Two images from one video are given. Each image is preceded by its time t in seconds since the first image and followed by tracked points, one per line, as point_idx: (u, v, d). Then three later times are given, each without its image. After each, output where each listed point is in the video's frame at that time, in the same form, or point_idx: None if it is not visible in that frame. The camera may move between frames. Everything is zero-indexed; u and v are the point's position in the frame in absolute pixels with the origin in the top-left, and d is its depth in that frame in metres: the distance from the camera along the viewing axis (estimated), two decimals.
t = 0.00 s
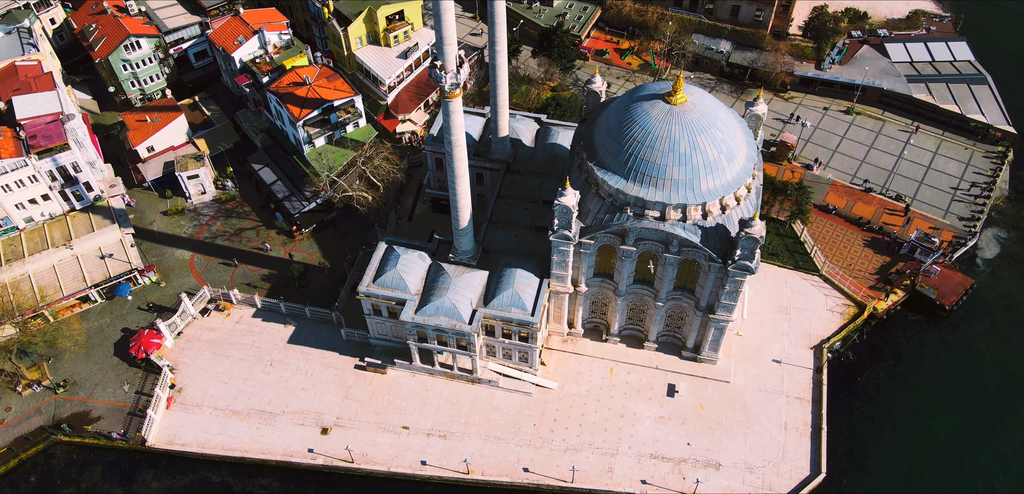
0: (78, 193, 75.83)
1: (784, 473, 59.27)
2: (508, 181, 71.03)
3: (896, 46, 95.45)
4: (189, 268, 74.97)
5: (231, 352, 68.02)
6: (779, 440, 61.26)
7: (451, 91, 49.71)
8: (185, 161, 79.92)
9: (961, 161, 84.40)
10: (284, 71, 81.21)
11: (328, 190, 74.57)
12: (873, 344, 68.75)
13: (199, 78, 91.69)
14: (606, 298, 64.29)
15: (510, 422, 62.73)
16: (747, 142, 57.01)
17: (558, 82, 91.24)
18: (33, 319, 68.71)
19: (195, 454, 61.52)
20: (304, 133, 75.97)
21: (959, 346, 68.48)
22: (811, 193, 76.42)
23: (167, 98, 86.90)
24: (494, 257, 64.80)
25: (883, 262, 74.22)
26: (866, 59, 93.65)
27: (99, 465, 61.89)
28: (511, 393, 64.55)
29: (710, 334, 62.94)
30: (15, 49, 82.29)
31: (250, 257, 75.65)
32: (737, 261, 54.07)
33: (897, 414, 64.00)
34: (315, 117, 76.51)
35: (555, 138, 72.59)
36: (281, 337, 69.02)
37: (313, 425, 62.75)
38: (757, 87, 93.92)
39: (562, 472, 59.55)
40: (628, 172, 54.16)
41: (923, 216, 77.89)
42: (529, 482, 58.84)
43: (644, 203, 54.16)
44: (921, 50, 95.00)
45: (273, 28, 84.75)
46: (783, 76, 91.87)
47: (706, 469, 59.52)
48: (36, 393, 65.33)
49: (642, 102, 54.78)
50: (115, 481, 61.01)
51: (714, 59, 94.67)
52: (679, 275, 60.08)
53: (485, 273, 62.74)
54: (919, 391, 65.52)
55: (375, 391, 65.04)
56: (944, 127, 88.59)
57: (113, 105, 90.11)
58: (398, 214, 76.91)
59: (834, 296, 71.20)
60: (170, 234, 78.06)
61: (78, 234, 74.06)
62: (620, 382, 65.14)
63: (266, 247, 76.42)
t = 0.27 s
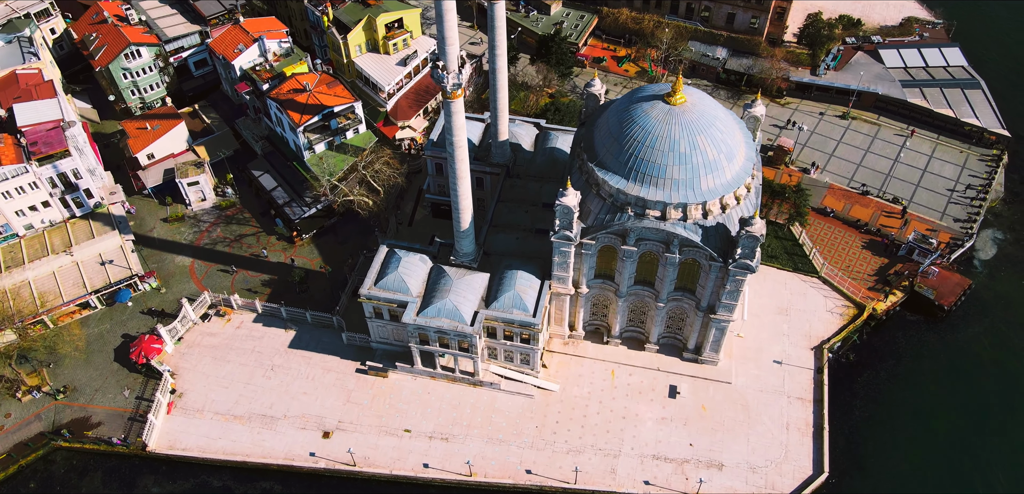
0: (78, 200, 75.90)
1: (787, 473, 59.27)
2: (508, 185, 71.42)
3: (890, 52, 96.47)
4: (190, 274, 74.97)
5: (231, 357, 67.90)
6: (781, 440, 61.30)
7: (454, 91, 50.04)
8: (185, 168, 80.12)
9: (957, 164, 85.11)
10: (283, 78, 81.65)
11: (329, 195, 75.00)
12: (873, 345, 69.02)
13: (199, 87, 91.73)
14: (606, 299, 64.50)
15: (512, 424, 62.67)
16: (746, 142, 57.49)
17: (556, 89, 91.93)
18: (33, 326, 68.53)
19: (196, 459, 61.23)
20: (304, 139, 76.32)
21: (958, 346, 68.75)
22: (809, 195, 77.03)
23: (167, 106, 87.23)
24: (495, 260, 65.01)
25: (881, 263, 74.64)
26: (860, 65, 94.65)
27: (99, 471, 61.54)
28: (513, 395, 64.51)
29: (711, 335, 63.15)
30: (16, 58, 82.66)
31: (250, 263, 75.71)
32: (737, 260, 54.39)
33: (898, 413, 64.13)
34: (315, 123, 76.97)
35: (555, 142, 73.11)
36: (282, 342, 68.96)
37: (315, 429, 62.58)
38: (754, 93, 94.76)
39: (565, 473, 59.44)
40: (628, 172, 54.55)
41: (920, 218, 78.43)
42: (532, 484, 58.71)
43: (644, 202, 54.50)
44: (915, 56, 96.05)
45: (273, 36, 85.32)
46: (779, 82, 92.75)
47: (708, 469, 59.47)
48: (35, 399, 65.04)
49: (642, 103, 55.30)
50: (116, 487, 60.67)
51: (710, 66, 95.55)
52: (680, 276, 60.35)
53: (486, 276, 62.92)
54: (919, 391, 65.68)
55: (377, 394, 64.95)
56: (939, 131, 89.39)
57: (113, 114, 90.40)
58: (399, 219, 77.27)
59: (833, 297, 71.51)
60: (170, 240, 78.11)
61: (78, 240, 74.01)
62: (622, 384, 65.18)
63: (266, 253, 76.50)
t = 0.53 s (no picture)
0: (79, 207, 75.98)
1: (789, 473, 59.31)
2: (508, 189, 71.80)
3: (884, 58, 97.50)
4: (190, 280, 75.00)
5: (232, 362, 67.81)
6: (783, 440, 61.37)
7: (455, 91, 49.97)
8: (186, 175, 80.34)
9: (952, 167, 85.83)
10: (284, 85, 82.11)
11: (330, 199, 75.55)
12: (873, 345, 69.30)
13: (199, 95, 92.25)
14: (607, 301, 64.75)
15: (514, 426, 62.64)
16: (745, 142, 58.02)
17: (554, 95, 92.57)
18: (33, 332, 68.39)
19: (197, 463, 60.98)
20: (305, 145, 76.72)
21: (958, 347, 69.03)
22: (807, 201, 78.25)
23: (167, 114, 87.58)
24: (496, 262, 65.23)
25: (879, 265, 75.05)
26: (855, 71, 95.65)
27: (100, 476, 61.25)
28: (515, 397, 64.50)
29: (711, 336, 63.39)
30: (17, 66, 83.15)
31: (250, 268, 75.79)
32: (738, 259, 54.72)
33: (899, 413, 64.28)
34: (316, 129, 77.36)
35: (554, 146, 73.57)
36: (283, 346, 68.92)
37: (317, 433, 62.45)
38: (750, 99, 95.61)
39: (568, 474, 59.39)
40: (629, 172, 54.96)
41: (917, 220, 78.99)
42: (535, 485, 58.64)
43: (645, 202, 54.87)
44: (909, 62, 97.10)
45: (273, 44, 85.98)
46: (775, 87, 93.58)
47: (711, 469, 59.46)
48: (36, 405, 64.81)
49: (641, 104, 55.87)
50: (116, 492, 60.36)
51: (707, 72, 96.40)
52: (681, 276, 60.63)
53: (487, 278, 63.13)
54: (920, 390, 65.86)
55: (379, 397, 64.89)
56: (934, 135, 90.19)
57: (113, 122, 90.67)
58: (399, 225, 77.67)
59: (832, 299, 71.82)
60: (170, 247, 78.19)
61: (79, 247, 73.99)
62: (623, 386, 65.25)
63: (266, 259, 76.59)
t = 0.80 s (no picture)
0: (79, 213, 76.02)
1: (791, 472, 59.37)
2: (508, 193, 72.17)
3: (879, 64, 98.52)
4: (191, 285, 75.05)
5: (233, 366, 67.72)
6: (785, 440, 61.45)
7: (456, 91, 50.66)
8: (186, 181, 80.56)
9: (948, 171, 86.58)
10: (284, 92, 82.58)
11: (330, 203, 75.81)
12: (873, 346, 69.59)
13: (199, 103, 92.29)
14: (608, 303, 65.04)
15: (516, 428, 62.62)
16: (744, 143, 58.58)
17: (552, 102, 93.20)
18: (34, 338, 68.25)
19: (198, 468, 60.77)
20: (306, 150, 77.09)
21: (957, 347, 69.31)
22: (805, 202, 77.96)
23: (167, 122, 87.96)
24: (497, 265, 65.43)
25: (877, 267, 75.47)
26: (850, 77, 96.64)
27: (100, 481, 60.95)
28: (516, 400, 64.52)
29: (712, 337, 63.66)
30: (18, 75, 83.56)
31: (251, 274, 75.88)
32: (738, 258, 55.10)
33: (900, 412, 64.47)
34: (316, 134, 77.82)
35: (554, 151, 74.03)
36: (284, 351, 68.88)
37: (318, 436, 62.33)
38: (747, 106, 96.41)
39: (571, 476, 59.36)
40: (629, 173, 55.46)
41: (914, 223, 79.56)
42: (538, 487, 58.61)
43: (646, 202, 55.29)
44: (903, 68, 98.13)
45: (273, 52, 86.59)
46: (771, 93, 94.41)
47: (714, 469, 59.48)
48: (36, 410, 64.54)
49: (641, 106, 56.46)
50: None
51: (704, 79, 97.21)
52: (681, 277, 60.94)
53: (488, 280, 63.33)
54: (920, 391, 66.07)
55: (380, 401, 64.83)
56: (929, 140, 91.02)
57: (113, 130, 90.87)
58: (399, 230, 78.13)
59: (832, 300, 72.14)
60: (171, 253, 78.28)
61: (79, 253, 73.93)
62: (625, 387, 65.34)
63: (266, 265, 76.69)
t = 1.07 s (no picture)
0: (80, 219, 76.25)
1: (794, 472, 59.46)
2: (508, 197, 72.61)
3: (873, 71, 99.56)
4: (192, 291, 75.13)
5: (235, 370, 67.68)
6: (787, 440, 61.56)
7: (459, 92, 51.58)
8: (187, 188, 80.79)
9: (943, 174, 87.28)
10: (285, 98, 83.10)
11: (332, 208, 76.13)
12: (872, 347, 69.90)
13: (200, 111, 92.99)
14: (608, 305, 65.32)
15: (518, 430, 62.62)
16: (743, 144, 59.15)
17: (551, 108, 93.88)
18: (34, 343, 68.20)
19: (199, 471, 60.59)
20: (307, 156, 77.50)
21: (956, 347, 69.64)
22: (803, 205, 78.05)
23: (168, 129, 88.35)
24: (498, 267, 65.71)
25: (876, 269, 75.89)
26: (845, 83, 97.64)
27: (101, 485, 60.78)
28: (518, 401, 64.57)
29: (713, 337, 63.91)
30: (19, 83, 84.04)
31: (252, 279, 75.99)
32: (739, 257, 55.50)
33: (900, 412, 64.68)
34: (317, 140, 78.23)
35: (554, 155, 74.52)
36: (286, 355, 68.89)
37: (320, 439, 62.25)
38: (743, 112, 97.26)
39: (573, 476, 59.33)
40: (630, 173, 55.96)
41: (911, 225, 80.10)
42: (540, 487, 58.60)
43: (646, 202, 55.73)
44: (897, 74, 99.18)
45: (274, 60, 87.27)
46: (768, 99, 95.25)
47: (716, 469, 59.51)
48: (36, 415, 64.35)
49: (640, 107, 57.05)
50: None
51: (700, 86, 98.05)
52: (681, 278, 61.26)
53: (490, 282, 63.54)
54: (920, 390, 66.32)
55: (382, 404, 64.82)
56: (925, 144, 91.80)
57: (114, 138, 91.23)
58: (399, 235, 78.45)
59: (831, 302, 72.49)
60: (171, 259, 78.41)
61: (80, 259, 73.91)
62: (626, 389, 65.45)
63: (267, 270, 76.83)
